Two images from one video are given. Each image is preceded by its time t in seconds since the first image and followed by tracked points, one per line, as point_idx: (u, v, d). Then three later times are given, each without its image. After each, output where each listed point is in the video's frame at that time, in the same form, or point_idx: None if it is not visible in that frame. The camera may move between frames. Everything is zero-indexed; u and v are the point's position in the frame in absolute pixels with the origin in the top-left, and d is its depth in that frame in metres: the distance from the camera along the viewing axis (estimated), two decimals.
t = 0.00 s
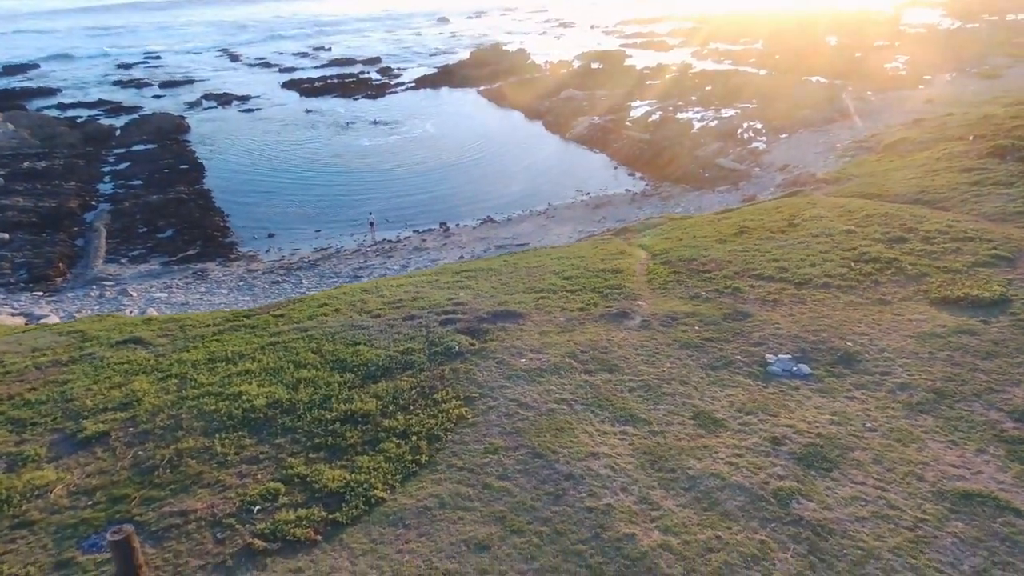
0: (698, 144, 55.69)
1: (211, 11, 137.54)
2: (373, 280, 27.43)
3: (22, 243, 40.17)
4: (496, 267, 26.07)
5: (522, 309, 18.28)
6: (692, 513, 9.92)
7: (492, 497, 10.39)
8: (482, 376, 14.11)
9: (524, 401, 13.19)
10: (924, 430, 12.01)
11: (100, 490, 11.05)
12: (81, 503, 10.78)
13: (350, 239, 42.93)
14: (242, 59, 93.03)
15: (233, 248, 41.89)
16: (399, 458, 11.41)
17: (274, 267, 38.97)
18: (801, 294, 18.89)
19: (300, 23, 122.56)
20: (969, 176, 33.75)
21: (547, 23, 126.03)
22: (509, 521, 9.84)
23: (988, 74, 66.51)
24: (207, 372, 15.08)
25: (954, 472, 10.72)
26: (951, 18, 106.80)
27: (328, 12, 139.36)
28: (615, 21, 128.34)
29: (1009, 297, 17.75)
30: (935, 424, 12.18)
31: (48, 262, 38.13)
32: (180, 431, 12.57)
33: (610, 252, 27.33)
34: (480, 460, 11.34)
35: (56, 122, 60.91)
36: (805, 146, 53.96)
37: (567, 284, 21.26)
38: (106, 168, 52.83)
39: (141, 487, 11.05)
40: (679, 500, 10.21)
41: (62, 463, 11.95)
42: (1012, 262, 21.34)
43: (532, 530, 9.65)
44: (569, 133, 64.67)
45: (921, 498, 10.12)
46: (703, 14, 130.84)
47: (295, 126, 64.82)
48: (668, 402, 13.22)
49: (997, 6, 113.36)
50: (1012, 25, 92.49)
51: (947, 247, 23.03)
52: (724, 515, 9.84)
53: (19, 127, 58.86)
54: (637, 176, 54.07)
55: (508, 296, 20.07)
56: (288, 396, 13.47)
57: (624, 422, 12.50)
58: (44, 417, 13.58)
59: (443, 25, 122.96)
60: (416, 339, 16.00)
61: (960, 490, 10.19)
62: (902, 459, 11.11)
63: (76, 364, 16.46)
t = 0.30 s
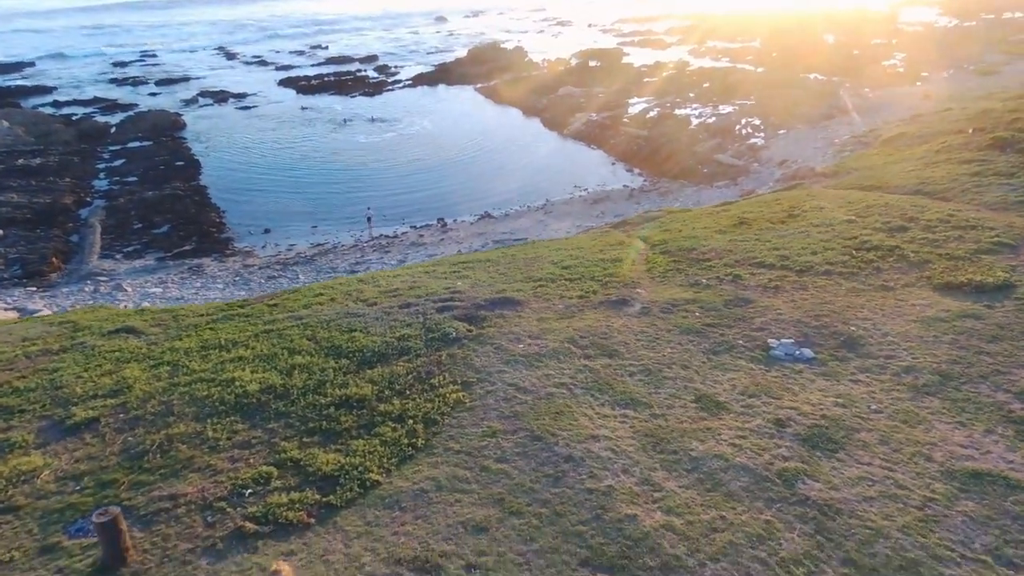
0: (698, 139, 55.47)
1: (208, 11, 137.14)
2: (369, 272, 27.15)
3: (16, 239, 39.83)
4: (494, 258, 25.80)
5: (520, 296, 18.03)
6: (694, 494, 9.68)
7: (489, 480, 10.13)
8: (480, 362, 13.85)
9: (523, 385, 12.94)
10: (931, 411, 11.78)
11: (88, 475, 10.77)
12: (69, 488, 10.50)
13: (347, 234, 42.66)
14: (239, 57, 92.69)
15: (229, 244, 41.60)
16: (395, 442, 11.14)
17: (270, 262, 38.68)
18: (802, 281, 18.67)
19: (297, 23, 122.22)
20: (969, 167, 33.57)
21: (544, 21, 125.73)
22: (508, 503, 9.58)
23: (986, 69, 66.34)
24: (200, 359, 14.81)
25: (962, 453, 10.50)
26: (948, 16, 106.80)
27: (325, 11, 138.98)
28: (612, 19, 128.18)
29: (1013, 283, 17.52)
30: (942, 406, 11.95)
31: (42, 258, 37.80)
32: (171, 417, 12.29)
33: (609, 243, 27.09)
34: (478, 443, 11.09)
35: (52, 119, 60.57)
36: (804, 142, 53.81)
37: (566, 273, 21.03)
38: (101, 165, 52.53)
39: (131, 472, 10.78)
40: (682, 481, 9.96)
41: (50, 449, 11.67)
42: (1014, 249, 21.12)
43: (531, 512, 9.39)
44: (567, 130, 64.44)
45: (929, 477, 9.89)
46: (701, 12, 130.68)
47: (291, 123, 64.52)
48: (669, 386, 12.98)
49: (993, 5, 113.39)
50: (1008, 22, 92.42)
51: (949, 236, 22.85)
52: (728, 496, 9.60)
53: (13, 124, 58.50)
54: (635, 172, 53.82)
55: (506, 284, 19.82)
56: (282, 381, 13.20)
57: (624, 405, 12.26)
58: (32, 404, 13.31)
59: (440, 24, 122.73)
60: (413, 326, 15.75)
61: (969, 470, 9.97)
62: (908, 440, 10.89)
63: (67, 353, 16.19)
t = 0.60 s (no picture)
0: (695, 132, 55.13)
1: (205, 9, 136.62)
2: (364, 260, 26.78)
3: (8, 231, 39.39)
4: (491, 245, 25.46)
5: (518, 278, 17.73)
6: (697, 465, 9.37)
7: (486, 453, 9.81)
8: (476, 339, 13.54)
9: (520, 361, 12.64)
10: (939, 385, 11.51)
11: (72, 451, 10.44)
12: (52, 463, 10.17)
13: (343, 227, 42.28)
14: (235, 54, 92.24)
15: (224, 236, 41.23)
16: (389, 416, 10.82)
17: (265, 255, 38.29)
18: (803, 262, 18.38)
19: (293, 20, 121.74)
20: (970, 156, 33.29)
21: (542, 18, 125.41)
22: (505, 475, 9.25)
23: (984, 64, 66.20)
24: (190, 339, 14.49)
25: (972, 424, 10.22)
26: (945, 12, 106.66)
27: (321, 10, 138.51)
28: (609, 16, 127.86)
29: (1019, 262, 17.24)
30: (950, 379, 11.68)
31: (35, 250, 37.38)
32: (159, 394, 11.96)
33: (607, 231, 26.80)
34: (474, 417, 10.77)
35: (46, 114, 60.12)
36: (803, 135, 53.50)
37: (564, 257, 20.71)
38: (96, 159, 52.15)
39: (116, 447, 10.45)
40: (684, 453, 9.66)
41: (33, 425, 11.34)
42: (1018, 232, 20.84)
43: (530, 484, 9.06)
44: (564, 124, 64.09)
45: (939, 448, 9.60)
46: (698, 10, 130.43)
47: (287, 118, 64.16)
48: (671, 362, 12.67)
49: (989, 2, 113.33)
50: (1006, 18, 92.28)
51: (951, 220, 22.55)
52: (732, 467, 9.29)
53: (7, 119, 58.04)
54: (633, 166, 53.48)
55: (503, 268, 19.50)
56: (273, 359, 12.89)
57: (624, 381, 11.96)
58: (17, 383, 12.98)
59: (437, 21, 122.35)
60: (408, 306, 15.43)
61: (980, 440, 9.68)
62: (917, 412, 10.60)
63: (54, 335, 15.86)
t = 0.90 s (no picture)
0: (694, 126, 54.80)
1: (201, 8, 136.04)
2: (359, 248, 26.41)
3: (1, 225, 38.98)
4: (488, 233, 25.14)
5: (515, 260, 17.41)
6: (701, 435, 9.06)
7: (482, 425, 9.49)
8: (473, 317, 13.23)
9: (517, 338, 12.34)
10: (947, 357, 11.23)
11: (54, 427, 10.12)
12: (33, 439, 9.86)
13: (339, 221, 41.88)
14: (231, 51, 91.76)
15: (219, 230, 40.82)
16: (383, 390, 10.51)
17: (260, 248, 37.89)
18: (805, 244, 18.08)
19: (290, 18, 121.16)
20: (970, 144, 32.99)
21: (539, 16, 125.13)
22: (503, 446, 8.92)
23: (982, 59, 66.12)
24: (179, 319, 14.16)
25: (984, 394, 9.93)
26: (942, 10, 106.59)
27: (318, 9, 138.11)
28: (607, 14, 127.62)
29: None
30: (959, 352, 11.40)
31: (27, 243, 37.00)
32: (146, 371, 11.63)
33: (606, 219, 26.47)
34: (470, 391, 10.46)
35: (40, 110, 59.71)
36: (801, 129, 53.22)
37: (562, 242, 20.42)
38: (90, 154, 51.73)
39: (100, 422, 10.12)
40: (687, 424, 9.35)
41: (15, 403, 11.01)
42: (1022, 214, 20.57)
43: (527, 454, 8.74)
44: (561, 119, 63.67)
45: (950, 417, 9.30)
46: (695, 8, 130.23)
47: (283, 114, 63.79)
48: (671, 338, 12.38)
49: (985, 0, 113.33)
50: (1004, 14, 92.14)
51: (954, 204, 22.26)
52: (737, 437, 8.98)
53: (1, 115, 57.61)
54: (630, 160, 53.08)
55: (501, 251, 19.20)
56: (264, 336, 12.56)
57: (624, 355, 11.66)
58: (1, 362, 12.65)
59: (434, 19, 122.03)
60: (403, 286, 15.11)
61: (992, 409, 9.39)
62: (926, 383, 10.31)
63: (41, 317, 15.53)
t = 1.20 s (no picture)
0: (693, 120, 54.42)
1: (199, 7, 135.40)
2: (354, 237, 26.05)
3: None
4: (486, 221, 24.84)
5: (514, 243, 17.13)
6: (705, 407, 8.78)
7: (479, 397, 9.21)
8: (470, 295, 12.93)
9: (515, 315, 12.06)
10: (956, 331, 10.96)
11: (39, 402, 9.84)
12: (17, 414, 9.57)
13: (336, 214, 41.42)
14: (228, 48, 91.34)
15: (215, 224, 40.37)
16: (377, 364, 10.23)
17: (257, 241, 37.47)
18: (808, 226, 17.81)
19: (288, 15, 120.56)
20: (972, 133, 32.68)
21: (537, 14, 124.76)
22: (500, 418, 8.64)
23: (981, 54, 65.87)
24: (170, 300, 13.86)
25: (996, 366, 9.66)
26: (940, 7, 106.36)
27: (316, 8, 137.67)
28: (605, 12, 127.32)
29: None
30: (968, 326, 11.13)
31: (21, 237, 36.63)
32: (134, 348, 11.33)
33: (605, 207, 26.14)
34: (467, 365, 10.18)
35: (35, 106, 59.34)
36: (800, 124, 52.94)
37: (561, 227, 20.14)
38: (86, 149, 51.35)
39: (85, 397, 9.84)
40: (691, 395, 9.07)
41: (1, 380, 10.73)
42: None
43: (526, 426, 8.45)
44: (560, 115, 63.15)
45: (961, 387, 9.04)
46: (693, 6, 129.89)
47: (280, 109, 63.45)
48: (674, 314, 12.11)
49: None
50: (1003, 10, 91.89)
51: (957, 189, 22.00)
52: (742, 407, 8.70)
53: None
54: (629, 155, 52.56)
55: (499, 236, 18.91)
56: (256, 315, 12.26)
57: (625, 331, 11.38)
58: None
59: (432, 17, 121.67)
60: (399, 267, 14.81)
61: (1004, 379, 9.13)
62: (936, 355, 10.04)
63: (31, 300, 15.23)
